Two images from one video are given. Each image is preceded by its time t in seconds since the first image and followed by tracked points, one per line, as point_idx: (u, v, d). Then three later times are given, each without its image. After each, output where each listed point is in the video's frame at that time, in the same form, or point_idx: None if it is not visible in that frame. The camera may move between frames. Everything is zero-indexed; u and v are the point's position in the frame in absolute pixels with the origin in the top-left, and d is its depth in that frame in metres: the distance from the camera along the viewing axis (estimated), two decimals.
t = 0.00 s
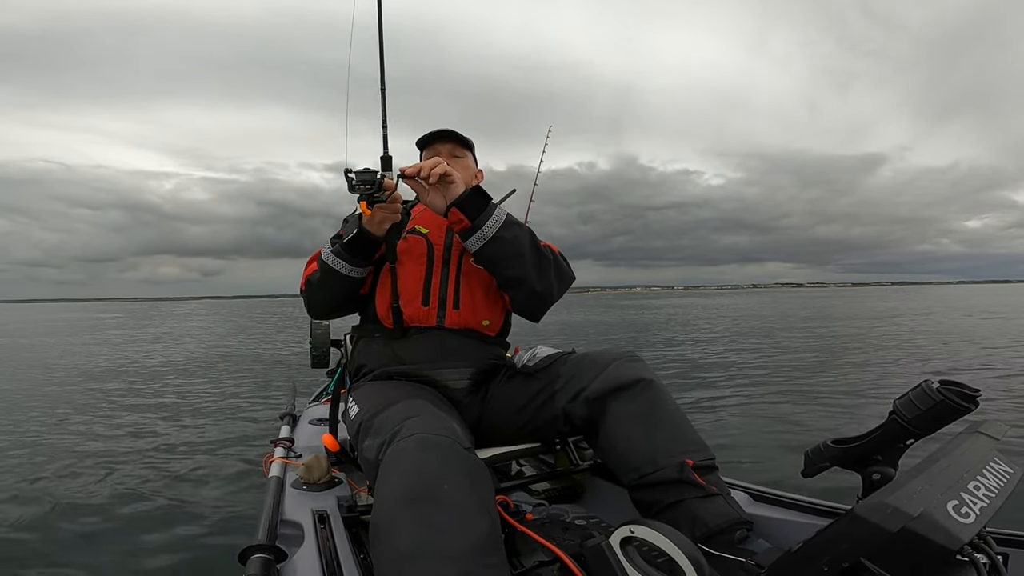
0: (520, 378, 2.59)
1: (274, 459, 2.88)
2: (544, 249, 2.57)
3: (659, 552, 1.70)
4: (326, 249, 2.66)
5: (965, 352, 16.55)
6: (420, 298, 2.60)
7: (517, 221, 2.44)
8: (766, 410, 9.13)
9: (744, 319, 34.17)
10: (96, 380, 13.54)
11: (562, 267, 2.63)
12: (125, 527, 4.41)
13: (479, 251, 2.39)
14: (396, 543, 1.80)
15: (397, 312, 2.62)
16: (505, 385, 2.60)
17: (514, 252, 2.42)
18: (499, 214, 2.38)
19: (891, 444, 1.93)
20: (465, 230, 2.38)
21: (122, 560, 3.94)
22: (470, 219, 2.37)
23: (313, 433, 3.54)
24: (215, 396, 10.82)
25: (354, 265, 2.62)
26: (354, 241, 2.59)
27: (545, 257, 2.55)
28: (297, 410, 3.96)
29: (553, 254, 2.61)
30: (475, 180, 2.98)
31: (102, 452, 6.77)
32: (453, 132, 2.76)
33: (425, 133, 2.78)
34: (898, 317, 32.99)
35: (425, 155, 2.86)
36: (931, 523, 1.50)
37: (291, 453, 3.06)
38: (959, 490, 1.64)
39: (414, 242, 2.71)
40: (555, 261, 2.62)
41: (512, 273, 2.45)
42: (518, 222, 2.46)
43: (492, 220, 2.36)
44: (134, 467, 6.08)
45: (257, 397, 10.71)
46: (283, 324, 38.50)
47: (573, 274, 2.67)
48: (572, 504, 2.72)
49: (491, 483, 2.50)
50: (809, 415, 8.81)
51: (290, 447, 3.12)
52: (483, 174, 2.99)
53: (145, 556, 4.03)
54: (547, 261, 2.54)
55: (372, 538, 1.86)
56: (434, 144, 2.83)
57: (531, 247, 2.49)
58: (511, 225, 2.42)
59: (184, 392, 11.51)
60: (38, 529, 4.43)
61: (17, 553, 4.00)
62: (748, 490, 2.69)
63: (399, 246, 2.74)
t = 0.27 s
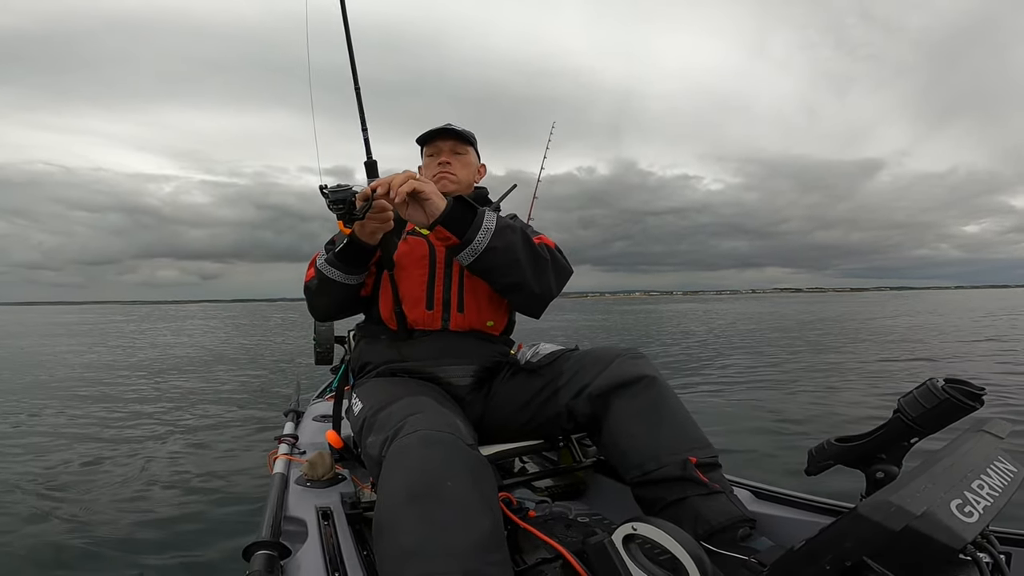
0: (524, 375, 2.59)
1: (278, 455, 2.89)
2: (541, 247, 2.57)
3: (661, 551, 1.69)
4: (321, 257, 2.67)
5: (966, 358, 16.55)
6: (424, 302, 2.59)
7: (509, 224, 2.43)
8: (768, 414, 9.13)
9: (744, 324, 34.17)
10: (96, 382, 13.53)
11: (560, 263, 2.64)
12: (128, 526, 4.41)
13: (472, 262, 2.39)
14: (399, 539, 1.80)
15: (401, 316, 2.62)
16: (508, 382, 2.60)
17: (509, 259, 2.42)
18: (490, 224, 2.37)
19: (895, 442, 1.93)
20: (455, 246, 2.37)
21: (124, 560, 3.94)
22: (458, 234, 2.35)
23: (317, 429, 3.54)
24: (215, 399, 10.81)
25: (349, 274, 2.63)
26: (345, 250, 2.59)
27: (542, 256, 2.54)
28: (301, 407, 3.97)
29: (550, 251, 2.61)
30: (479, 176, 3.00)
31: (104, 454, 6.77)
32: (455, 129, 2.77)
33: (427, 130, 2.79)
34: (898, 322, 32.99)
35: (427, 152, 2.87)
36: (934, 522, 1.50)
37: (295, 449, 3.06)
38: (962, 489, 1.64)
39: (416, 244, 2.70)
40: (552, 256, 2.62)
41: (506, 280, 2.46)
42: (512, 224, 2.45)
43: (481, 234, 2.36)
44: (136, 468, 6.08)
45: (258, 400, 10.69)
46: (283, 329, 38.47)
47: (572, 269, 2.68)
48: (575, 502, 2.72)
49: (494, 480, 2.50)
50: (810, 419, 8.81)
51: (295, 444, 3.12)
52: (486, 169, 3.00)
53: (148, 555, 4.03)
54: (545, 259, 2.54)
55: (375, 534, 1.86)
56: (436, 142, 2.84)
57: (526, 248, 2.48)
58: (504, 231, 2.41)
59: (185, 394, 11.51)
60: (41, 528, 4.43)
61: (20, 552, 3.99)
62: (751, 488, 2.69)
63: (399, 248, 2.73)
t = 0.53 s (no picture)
0: (524, 376, 2.58)
1: (280, 456, 2.88)
2: (537, 262, 2.53)
3: (663, 550, 1.68)
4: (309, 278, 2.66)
5: (964, 362, 16.58)
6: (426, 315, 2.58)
7: (504, 253, 2.37)
8: (768, 418, 9.13)
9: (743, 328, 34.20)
10: (96, 385, 13.52)
11: (557, 273, 2.62)
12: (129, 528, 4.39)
13: (470, 303, 2.33)
14: (400, 541, 1.79)
15: (403, 328, 2.62)
16: (509, 383, 2.59)
17: (508, 288, 2.37)
18: (483, 261, 2.30)
19: (897, 442, 1.93)
20: (451, 292, 2.30)
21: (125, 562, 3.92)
22: (454, 282, 2.27)
23: (318, 430, 3.53)
24: (215, 403, 10.79)
25: (339, 295, 2.63)
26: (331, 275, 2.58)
27: (540, 272, 2.51)
28: (302, 408, 3.96)
29: (547, 260, 2.61)
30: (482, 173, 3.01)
31: (103, 457, 6.76)
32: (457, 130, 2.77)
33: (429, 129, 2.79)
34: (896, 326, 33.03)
35: (429, 151, 2.88)
36: (936, 522, 1.49)
37: (297, 451, 3.05)
38: (964, 489, 1.64)
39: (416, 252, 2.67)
40: (549, 267, 2.60)
41: (508, 307, 2.43)
42: (507, 252, 2.38)
43: (475, 279, 2.27)
44: (136, 471, 6.06)
45: (258, 403, 10.68)
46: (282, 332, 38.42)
47: (570, 274, 2.67)
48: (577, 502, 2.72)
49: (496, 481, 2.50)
50: (810, 423, 8.81)
51: (296, 445, 3.11)
52: (489, 167, 3.01)
53: (148, 557, 4.02)
54: (544, 277, 2.51)
55: (376, 536, 1.85)
56: (437, 142, 2.84)
57: (523, 272, 2.43)
58: (499, 263, 2.35)
59: (185, 398, 11.49)
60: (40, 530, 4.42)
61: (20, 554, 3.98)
62: (753, 488, 2.69)
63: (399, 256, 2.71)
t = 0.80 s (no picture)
0: (524, 378, 2.57)
1: (280, 460, 2.86)
2: (555, 306, 2.46)
3: (665, 550, 1.67)
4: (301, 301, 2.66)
5: (964, 365, 16.58)
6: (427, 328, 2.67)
7: (518, 314, 2.33)
8: (769, 422, 9.13)
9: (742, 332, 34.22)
10: (94, 388, 13.48)
11: (575, 308, 2.55)
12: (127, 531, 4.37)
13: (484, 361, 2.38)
14: (400, 543, 1.77)
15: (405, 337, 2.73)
16: (509, 385, 2.59)
17: (521, 343, 2.37)
18: (494, 331, 2.28)
19: (897, 440, 1.92)
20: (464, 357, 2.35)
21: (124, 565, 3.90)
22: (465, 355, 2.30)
23: (318, 434, 3.52)
24: (214, 406, 10.76)
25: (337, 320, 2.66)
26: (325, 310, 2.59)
27: (557, 318, 2.45)
28: (302, 412, 3.95)
29: (564, 298, 2.50)
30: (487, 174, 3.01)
31: (102, 459, 6.73)
32: (462, 132, 2.76)
33: (435, 130, 2.77)
34: (895, 329, 33.05)
35: (434, 151, 2.87)
36: (938, 520, 1.47)
37: (297, 454, 3.04)
38: (965, 486, 1.63)
39: (417, 264, 2.71)
40: (567, 304, 2.52)
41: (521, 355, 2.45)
42: (519, 314, 2.34)
43: (486, 345, 2.28)
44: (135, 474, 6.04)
45: (256, 406, 10.65)
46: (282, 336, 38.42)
47: (587, 305, 2.61)
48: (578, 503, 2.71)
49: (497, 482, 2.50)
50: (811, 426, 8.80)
51: (296, 448, 3.09)
52: (495, 168, 3.00)
53: (147, 560, 4.00)
54: (561, 323, 2.45)
55: (377, 539, 1.83)
56: (442, 143, 2.83)
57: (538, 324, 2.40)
58: (511, 325, 2.32)
59: (184, 401, 11.45)
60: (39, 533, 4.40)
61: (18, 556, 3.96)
62: (754, 487, 2.68)
63: (399, 266, 2.72)
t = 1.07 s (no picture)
0: (521, 380, 2.57)
1: (279, 460, 2.85)
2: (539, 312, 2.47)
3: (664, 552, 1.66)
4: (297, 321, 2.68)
5: (963, 367, 16.58)
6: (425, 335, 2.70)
7: (508, 327, 2.33)
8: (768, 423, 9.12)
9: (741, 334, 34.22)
10: (92, 389, 13.44)
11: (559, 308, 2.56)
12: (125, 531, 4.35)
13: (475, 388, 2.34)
14: (400, 544, 1.76)
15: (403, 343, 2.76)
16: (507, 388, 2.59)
17: (513, 356, 2.36)
18: (484, 353, 2.25)
19: (897, 443, 1.92)
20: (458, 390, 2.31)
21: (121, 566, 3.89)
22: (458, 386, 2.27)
23: (317, 435, 3.50)
24: (212, 407, 10.74)
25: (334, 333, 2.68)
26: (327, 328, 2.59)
27: (541, 321, 2.46)
28: (301, 412, 3.94)
29: (547, 300, 2.53)
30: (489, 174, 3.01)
31: (100, 459, 6.71)
32: (466, 133, 2.76)
33: (438, 130, 2.77)
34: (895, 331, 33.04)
35: (436, 151, 2.86)
36: (936, 523, 1.49)
37: (296, 454, 3.02)
38: (965, 490, 1.63)
39: (416, 271, 2.71)
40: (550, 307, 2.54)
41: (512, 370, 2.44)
42: (509, 327, 2.33)
43: (479, 369, 2.25)
44: (133, 474, 6.01)
45: (255, 408, 10.62)
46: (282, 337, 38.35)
47: (572, 305, 2.63)
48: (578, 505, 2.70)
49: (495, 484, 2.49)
50: (811, 428, 8.79)
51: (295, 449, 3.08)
52: (497, 167, 2.99)
53: (144, 560, 3.98)
54: (546, 327, 2.48)
55: (376, 541, 1.82)
56: (445, 143, 2.83)
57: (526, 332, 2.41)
58: (502, 340, 2.30)
59: (183, 402, 11.42)
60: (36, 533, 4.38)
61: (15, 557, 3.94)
62: (752, 489, 2.68)
63: (398, 272, 2.73)
